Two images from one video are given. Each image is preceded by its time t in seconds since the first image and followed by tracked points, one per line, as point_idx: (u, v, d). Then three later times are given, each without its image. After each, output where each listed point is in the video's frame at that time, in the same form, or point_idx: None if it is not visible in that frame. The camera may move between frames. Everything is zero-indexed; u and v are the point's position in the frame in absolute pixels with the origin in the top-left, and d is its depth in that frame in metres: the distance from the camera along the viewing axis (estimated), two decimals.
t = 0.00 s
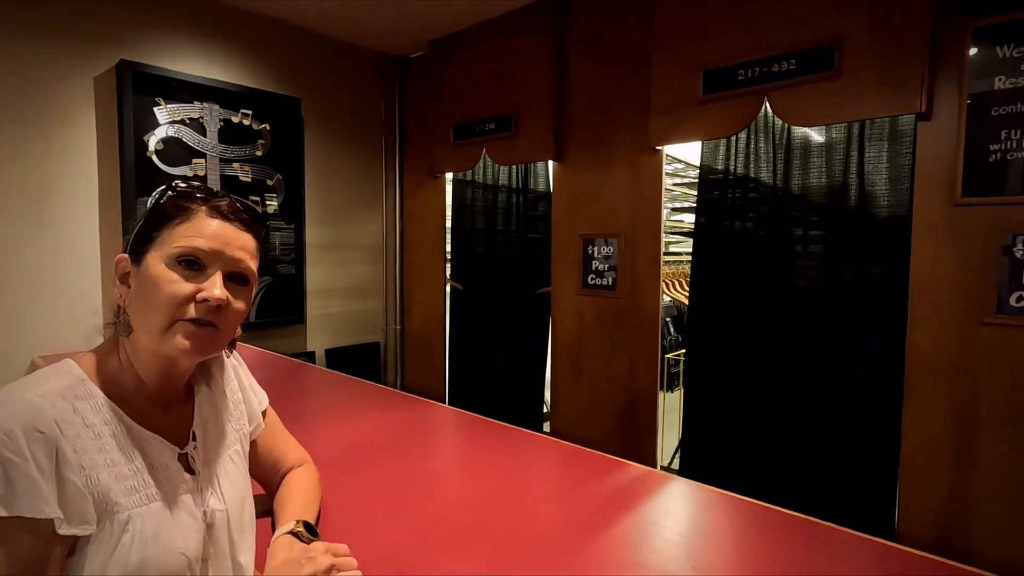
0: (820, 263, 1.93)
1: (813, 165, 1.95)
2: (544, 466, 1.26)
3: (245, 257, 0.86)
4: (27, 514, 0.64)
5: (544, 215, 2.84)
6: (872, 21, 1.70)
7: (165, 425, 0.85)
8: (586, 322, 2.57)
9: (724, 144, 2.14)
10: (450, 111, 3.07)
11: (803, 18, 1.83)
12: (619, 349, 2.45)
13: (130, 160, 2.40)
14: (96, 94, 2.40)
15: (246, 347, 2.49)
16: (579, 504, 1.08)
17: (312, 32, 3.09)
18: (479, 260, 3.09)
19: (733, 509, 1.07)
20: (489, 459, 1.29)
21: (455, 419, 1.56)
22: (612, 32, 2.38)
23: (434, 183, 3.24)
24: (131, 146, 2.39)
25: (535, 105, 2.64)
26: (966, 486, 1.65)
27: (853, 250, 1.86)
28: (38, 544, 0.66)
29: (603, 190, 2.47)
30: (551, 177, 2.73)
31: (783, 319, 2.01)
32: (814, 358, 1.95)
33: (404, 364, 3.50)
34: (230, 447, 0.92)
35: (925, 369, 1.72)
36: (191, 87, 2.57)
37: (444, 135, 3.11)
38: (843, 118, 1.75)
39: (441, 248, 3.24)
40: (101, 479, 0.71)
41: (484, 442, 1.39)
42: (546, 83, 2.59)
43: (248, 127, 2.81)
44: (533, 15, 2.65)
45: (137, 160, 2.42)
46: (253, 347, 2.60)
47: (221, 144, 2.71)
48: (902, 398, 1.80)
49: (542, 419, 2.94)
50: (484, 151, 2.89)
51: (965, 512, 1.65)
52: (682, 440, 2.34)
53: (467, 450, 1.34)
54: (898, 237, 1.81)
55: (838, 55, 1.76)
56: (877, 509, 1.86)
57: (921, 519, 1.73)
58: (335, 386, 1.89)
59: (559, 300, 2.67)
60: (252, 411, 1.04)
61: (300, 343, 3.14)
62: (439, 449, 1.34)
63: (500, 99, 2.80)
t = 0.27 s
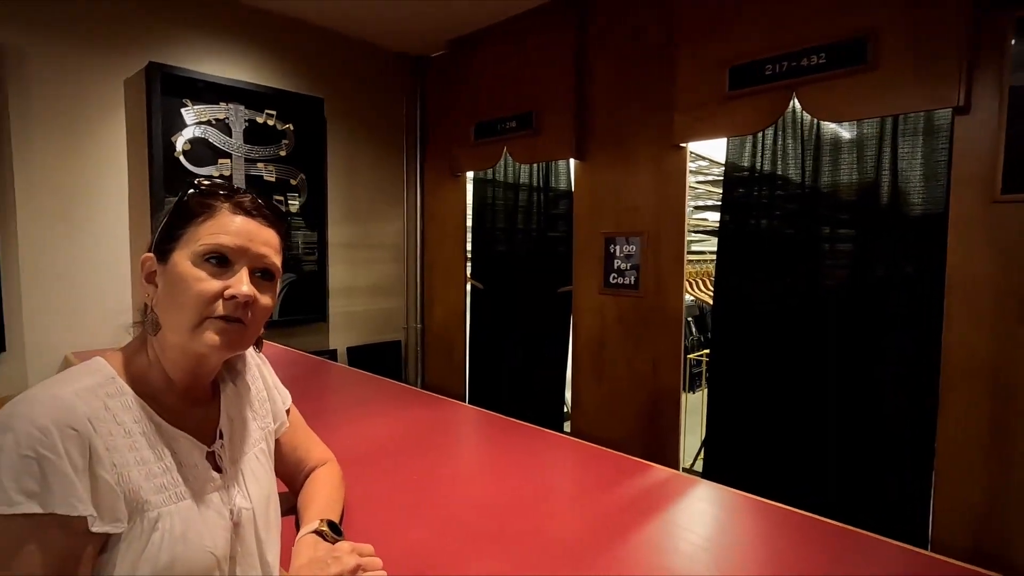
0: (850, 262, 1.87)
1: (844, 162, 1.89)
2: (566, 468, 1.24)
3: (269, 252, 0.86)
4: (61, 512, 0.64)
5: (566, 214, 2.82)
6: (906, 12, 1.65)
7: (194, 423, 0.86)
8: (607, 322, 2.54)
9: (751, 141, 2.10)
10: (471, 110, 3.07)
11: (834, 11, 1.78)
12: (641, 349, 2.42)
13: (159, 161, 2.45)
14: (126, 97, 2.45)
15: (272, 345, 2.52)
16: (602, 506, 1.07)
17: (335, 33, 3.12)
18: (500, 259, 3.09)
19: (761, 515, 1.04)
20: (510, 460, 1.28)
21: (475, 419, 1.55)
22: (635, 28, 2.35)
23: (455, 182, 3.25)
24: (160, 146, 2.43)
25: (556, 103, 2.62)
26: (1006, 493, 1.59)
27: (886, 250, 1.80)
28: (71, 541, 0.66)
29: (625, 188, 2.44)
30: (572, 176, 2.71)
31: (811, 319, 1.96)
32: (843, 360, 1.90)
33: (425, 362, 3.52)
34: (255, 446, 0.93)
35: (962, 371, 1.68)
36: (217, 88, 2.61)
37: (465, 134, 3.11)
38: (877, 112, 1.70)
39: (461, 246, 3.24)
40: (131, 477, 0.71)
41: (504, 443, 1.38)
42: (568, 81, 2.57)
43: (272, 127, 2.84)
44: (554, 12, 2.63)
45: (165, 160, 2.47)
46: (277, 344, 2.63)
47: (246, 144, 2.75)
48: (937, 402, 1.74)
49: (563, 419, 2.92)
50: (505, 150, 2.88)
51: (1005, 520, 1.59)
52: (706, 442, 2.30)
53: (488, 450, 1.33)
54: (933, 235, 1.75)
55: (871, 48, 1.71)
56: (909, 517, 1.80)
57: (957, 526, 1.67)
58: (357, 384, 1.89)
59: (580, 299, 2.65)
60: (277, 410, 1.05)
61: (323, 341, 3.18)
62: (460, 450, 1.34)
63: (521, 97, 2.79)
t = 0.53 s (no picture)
0: (878, 261, 1.82)
1: (871, 158, 1.84)
2: (585, 469, 1.23)
3: (285, 244, 0.87)
4: (106, 506, 0.64)
5: (583, 212, 2.80)
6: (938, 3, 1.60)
7: (221, 420, 0.86)
8: (626, 322, 2.52)
9: (774, 137, 2.05)
10: (488, 108, 3.07)
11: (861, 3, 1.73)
12: (661, 349, 2.39)
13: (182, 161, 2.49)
14: (150, 98, 2.50)
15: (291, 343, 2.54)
16: (622, 508, 1.05)
17: (353, 33, 3.14)
18: (517, 258, 3.08)
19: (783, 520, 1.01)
20: (527, 460, 1.27)
21: (492, 419, 1.54)
22: (654, 24, 2.32)
23: (472, 180, 3.24)
24: (183, 147, 2.47)
25: (574, 101, 2.60)
26: None
27: (915, 248, 1.75)
28: (113, 535, 0.66)
29: (644, 186, 2.41)
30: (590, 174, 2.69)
31: (836, 320, 1.92)
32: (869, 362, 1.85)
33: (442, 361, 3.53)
34: (277, 441, 0.93)
35: (997, 374, 1.62)
36: (238, 89, 2.65)
37: (482, 133, 3.11)
38: (907, 107, 1.65)
39: (479, 245, 3.24)
40: (170, 472, 0.72)
41: (522, 444, 1.36)
42: (586, 78, 2.55)
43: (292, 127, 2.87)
44: (572, 9, 2.61)
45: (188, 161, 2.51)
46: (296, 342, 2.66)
47: (266, 144, 2.78)
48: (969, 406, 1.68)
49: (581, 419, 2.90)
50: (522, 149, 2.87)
51: None
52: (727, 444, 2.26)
53: (505, 451, 1.32)
54: (964, 234, 1.69)
55: (899, 40, 1.66)
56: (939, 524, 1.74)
57: (991, 534, 1.62)
58: (373, 384, 1.90)
59: (598, 299, 2.62)
60: (296, 404, 1.05)
61: (341, 339, 3.20)
62: (477, 450, 1.33)
63: (538, 95, 2.78)
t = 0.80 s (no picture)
0: (899, 262, 1.79)
1: (892, 156, 1.80)
2: (596, 471, 1.22)
3: (302, 246, 0.87)
4: (115, 502, 0.65)
5: (598, 212, 2.78)
6: None
7: (233, 419, 0.87)
8: (640, 322, 2.50)
9: (792, 136, 2.02)
10: (503, 108, 3.07)
11: None
12: (675, 350, 2.37)
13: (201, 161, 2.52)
14: (170, 100, 2.54)
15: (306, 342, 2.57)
16: (633, 511, 1.04)
17: (368, 34, 3.16)
18: (531, 257, 3.07)
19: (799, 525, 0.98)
20: (539, 462, 1.26)
21: (504, 420, 1.54)
22: (670, 22, 2.30)
23: (487, 180, 3.25)
24: (201, 147, 2.50)
25: (589, 100, 2.59)
26: None
27: (937, 249, 1.71)
28: (121, 530, 0.67)
29: (659, 186, 2.39)
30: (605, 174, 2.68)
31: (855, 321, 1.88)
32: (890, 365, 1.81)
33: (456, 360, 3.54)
34: (288, 442, 0.94)
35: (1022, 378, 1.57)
36: (256, 91, 2.68)
37: (496, 133, 3.11)
38: (929, 104, 1.61)
39: (492, 245, 3.24)
40: (179, 471, 0.73)
41: (534, 445, 1.36)
42: (601, 77, 2.53)
43: (308, 128, 2.89)
44: (587, 8, 2.59)
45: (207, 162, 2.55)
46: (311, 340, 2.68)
47: (283, 145, 2.81)
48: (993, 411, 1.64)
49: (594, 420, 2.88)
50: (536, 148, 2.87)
51: None
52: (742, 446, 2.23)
53: (517, 451, 1.32)
54: (988, 234, 1.65)
55: (922, 36, 1.62)
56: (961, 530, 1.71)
57: (1015, 542, 1.57)
58: (386, 383, 1.91)
59: (612, 299, 2.61)
60: (307, 407, 1.06)
61: (356, 338, 3.22)
62: (489, 450, 1.33)
63: (553, 94, 2.77)
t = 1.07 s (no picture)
0: (917, 262, 1.76)
1: (911, 154, 1.77)
2: (607, 472, 1.21)
3: (311, 242, 0.88)
4: (128, 500, 0.66)
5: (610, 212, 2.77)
6: None
7: (246, 417, 0.88)
8: (653, 322, 2.48)
9: (808, 134, 1.99)
10: (515, 108, 3.07)
11: None
12: (688, 350, 2.35)
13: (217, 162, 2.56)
14: (187, 101, 2.58)
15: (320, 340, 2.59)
16: (643, 513, 1.03)
17: (382, 35, 3.18)
18: (543, 257, 3.07)
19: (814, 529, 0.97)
20: (549, 462, 1.26)
21: (516, 420, 1.54)
22: (684, 20, 2.29)
23: (499, 180, 3.25)
24: (218, 147, 2.53)
25: (602, 99, 2.58)
26: None
27: (957, 248, 1.68)
28: (134, 528, 0.68)
29: (672, 185, 2.38)
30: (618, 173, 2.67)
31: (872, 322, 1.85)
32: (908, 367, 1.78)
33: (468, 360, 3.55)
34: (300, 440, 0.95)
35: None
36: (271, 92, 2.71)
37: (509, 133, 3.11)
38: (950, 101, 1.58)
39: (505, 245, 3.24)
40: (191, 469, 0.74)
41: (545, 445, 1.36)
42: (614, 76, 2.52)
43: (323, 128, 2.92)
44: (600, 6, 2.59)
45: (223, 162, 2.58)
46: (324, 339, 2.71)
47: (297, 145, 2.84)
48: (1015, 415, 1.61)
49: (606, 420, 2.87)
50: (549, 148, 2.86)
51: None
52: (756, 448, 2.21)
53: (528, 451, 1.32)
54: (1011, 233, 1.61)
55: (942, 32, 1.59)
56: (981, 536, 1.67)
57: None
58: (399, 382, 1.91)
59: (625, 299, 2.60)
60: (320, 404, 1.07)
61: (369, 337, 3.25)
62: (500, 450, 1.33)
63: (566, 94, 2.77)
